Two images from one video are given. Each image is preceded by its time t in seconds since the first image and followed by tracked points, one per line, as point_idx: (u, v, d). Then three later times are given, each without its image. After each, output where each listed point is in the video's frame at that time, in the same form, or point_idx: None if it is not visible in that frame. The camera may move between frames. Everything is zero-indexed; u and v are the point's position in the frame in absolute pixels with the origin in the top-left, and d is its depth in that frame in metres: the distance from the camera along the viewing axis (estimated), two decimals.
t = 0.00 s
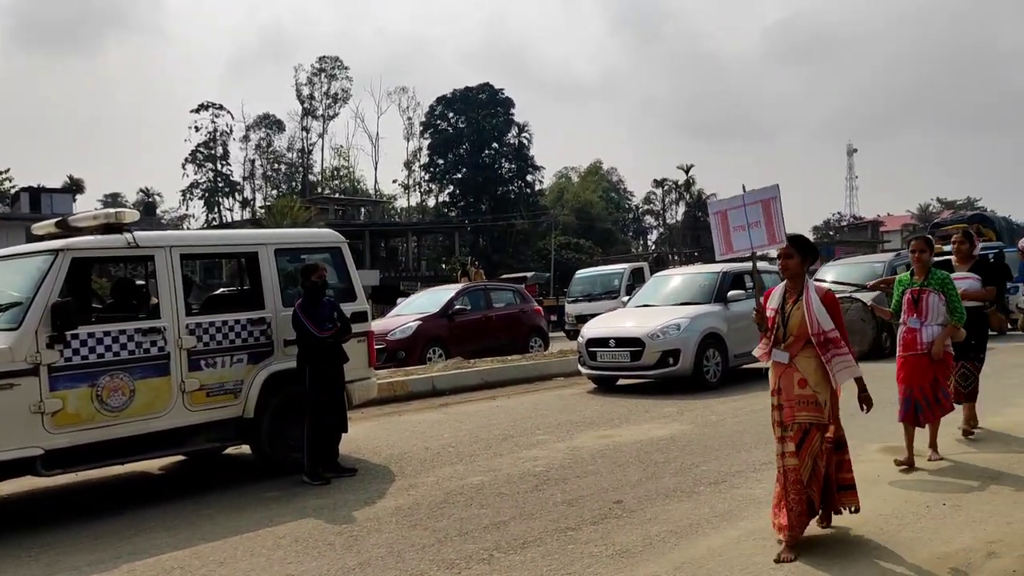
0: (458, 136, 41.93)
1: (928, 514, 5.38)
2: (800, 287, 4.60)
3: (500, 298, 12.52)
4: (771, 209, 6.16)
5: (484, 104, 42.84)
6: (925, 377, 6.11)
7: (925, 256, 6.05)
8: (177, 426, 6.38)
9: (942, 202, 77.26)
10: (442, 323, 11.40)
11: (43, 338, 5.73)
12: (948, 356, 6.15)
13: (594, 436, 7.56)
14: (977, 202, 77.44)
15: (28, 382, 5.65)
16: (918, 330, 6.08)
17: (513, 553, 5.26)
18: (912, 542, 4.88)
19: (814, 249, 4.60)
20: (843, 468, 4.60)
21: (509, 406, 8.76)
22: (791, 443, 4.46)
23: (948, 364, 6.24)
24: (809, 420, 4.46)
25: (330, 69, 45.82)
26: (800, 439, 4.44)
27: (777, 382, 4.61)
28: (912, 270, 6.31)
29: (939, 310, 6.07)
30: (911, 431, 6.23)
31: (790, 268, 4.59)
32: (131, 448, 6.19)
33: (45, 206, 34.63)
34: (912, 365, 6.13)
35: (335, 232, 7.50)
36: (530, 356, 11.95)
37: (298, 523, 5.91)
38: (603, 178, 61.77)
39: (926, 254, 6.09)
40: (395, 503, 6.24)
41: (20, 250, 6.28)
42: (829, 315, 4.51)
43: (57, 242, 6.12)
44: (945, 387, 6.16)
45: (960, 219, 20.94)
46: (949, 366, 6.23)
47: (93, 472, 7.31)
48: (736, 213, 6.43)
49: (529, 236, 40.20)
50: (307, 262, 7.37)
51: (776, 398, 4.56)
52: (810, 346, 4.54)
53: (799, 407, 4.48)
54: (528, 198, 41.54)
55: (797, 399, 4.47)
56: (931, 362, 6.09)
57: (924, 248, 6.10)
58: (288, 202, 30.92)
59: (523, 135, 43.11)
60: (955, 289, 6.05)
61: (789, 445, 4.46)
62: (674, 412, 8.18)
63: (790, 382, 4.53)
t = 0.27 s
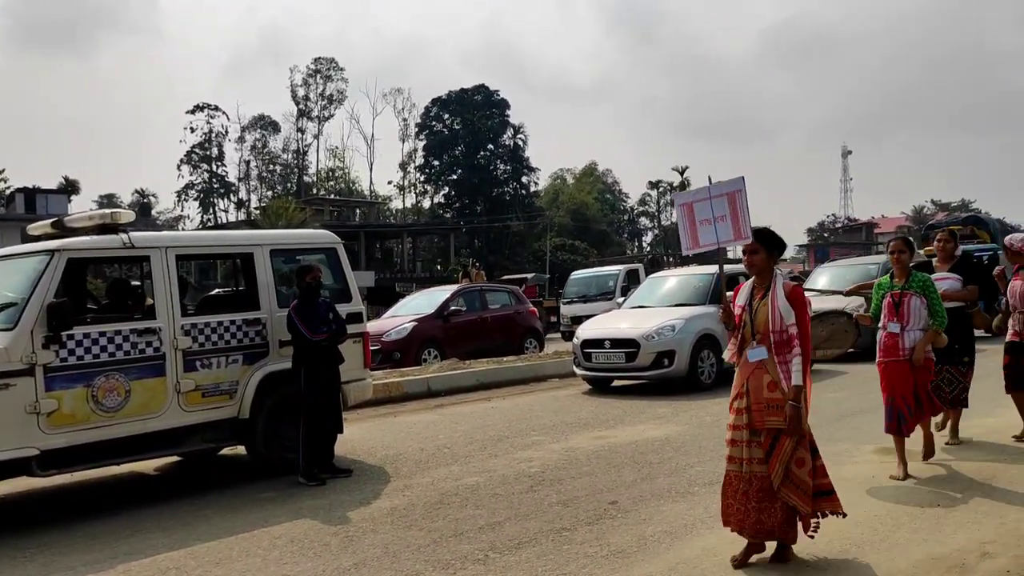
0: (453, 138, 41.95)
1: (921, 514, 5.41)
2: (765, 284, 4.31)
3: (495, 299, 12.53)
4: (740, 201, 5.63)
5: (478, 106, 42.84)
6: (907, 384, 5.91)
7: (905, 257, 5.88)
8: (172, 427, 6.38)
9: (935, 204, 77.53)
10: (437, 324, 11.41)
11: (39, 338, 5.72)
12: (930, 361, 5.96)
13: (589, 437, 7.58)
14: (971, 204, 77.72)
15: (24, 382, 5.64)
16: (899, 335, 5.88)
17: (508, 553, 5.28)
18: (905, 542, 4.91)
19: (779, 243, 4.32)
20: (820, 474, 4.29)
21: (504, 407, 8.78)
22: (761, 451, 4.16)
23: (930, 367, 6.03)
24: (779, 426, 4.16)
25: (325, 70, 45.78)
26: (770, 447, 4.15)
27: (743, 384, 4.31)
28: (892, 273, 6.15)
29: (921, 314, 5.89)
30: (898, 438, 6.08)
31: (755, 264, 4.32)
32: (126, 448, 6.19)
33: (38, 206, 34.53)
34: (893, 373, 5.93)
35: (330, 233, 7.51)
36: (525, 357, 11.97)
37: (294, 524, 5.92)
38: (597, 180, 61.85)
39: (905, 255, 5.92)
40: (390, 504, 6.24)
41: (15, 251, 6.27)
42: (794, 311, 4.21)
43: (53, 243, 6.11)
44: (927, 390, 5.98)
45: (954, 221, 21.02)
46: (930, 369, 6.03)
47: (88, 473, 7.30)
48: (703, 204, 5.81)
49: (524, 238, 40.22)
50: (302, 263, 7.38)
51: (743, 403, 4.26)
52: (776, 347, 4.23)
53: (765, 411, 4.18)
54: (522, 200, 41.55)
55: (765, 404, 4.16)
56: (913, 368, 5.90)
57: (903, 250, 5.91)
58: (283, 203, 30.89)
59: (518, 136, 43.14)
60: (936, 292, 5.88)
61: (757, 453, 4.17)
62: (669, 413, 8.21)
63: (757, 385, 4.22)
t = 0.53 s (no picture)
0: (449, 139, 41.93)
1: (916, 515, 5.41)
2: (723, 291, 4.08)
3: (490, 301, 12.52)
4: (689, 205, 5.51)
5: (475, 107, 42.83)
6: (885, 387, 5.63)
7: (888, 259, 5.63)
8: (167, 428, 6.36)
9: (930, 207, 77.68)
10: (433, 325, 11.40)
11: (33, 339, 5.70)
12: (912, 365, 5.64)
13: (585, 438, 7.58)
14: (966, 206, 77.95)
15: (18, 383, 5.62)
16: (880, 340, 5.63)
17: (504, 554, 5.27)
18: (901, 544, 4.91)
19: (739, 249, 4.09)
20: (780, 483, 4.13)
21: (499, 408, 8.77)
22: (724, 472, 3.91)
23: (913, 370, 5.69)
24: (741, 444, 3.94)
25: (321, 72, 45.72)
26: (733, 465, 3.93)
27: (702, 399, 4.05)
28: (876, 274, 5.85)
29: (904, 316, 5.60)
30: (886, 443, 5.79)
31: (713, 272, 4.07)
32: (120, 449, 6.17)
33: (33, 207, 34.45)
34: (872, 375, 5.69)
35: (326, 234, 7.50)
36: (521, 358, 11.97)
37: (289, 525, 5.91)
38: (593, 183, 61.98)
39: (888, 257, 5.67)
40: (385, 505, 6.23)
41: (10, 251, 6.25)
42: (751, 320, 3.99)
43: (47, 243, 6.09)
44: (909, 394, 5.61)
45: (950, 224, 21.08)
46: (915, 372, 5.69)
47: (82, 474, 7.28)
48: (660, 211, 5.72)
49: (520, 239, 40.21)
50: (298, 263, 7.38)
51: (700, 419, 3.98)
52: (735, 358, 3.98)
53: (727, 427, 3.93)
54: (518, 202, 41.54)
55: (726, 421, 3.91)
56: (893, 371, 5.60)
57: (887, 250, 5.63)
58: (278, 203, 30.84)
59: (515, 138, 43.16)
60: (921, 294, 5.61)
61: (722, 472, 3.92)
62: (665, 414, 8.21)
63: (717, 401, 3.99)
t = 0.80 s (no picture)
0: (446, 142, 41.95)
1: (913, 519, 5.43)
2: (684, 295, 3.72)
3: (488, 304, 12.53)
4: (644, 207, 5.12)
5: (472, 109, 42.85)
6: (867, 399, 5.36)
7: (870, 265, 5.45)
8: (164, 431, 6.36)
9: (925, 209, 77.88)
10: (429, 328, 11.40)
11: (30, 342, 5.69)
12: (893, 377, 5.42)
13: (582, 442, 7.59)
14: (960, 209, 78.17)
15: (15, 386, 5.61)
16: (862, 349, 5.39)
17: (502, 558, 5.28)
18: (898, 547, 4.92)
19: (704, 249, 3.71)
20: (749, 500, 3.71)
21: (497, 412, 8.77)
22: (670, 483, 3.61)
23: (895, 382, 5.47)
24: (691, 452, 3.60)
25: (318, 74, 45.72)
26: (677, 475, 3.58)
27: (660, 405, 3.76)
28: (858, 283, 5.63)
29: (887, 326, 5.38)
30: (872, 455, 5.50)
31: (673, 274, 3.71)
32: (117, 453, 6.17)
33: (30, 209, 34.39)
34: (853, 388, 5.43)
35: (323, 237, 7.51)
36: (518, 362, 11.98)
37: (286, 528, 5.90)
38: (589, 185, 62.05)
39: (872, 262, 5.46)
40: (383, 508, 6.24)
41: (7, 254, 6.24)
42: (714, 326, 3.64)
43: (45, 246, 6.08)
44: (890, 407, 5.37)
45: (945, 228, 21.14)
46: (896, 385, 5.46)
47: (79, 477, 7.27)
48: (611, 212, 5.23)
49: (516, 242, 40.22)
50: (296, 266, 7.38)
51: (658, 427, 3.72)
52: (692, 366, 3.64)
53: (677, 435, 3.64)
54: (515, 204, 41.58)
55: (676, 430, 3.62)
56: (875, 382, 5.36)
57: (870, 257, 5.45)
58: (275, 206, 30.82)
59: (511, 141, 43.20)
60: (904, 302, 5.40)
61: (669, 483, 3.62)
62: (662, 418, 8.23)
63: (671, 408, 3.68)
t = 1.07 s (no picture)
0: (443, 144, 41.94)
1: (909, 521, 5.43)
2: (642, 307, 3.52)
3: (484, 306, 12.53)
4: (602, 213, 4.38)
5: (468, 111, 42.84)
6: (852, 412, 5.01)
7: (848, 266, 5.10)
8: (160, 433, 6.34)
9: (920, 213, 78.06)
10: (426, 330, 11.39)
11: (26, 344, 5.67)
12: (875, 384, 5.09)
13: (579, 444, 7.59)
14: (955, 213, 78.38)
15: (10, 388, 5.59)
16: (841, 355, 5.06)
17: (499, 560, 5.27)
18: (894, 549, 4.91)
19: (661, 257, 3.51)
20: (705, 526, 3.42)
21: (493, 414, 8.77)
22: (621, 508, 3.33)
23: (878, 393, 5.16)
24: (646, 476, 3.32)
25: (315, 76, 45.68)
26: (631, 501, 3.31)
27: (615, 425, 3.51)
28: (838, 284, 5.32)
29: (866, 329, 5.05)
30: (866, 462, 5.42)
31: (630, 285, 3.50)
32: (112, 455, 6.15)
33: (25, 210, 34.31)
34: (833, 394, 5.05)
35: (319, 239, 7.49)
36: (515, 364, 11.97)
37: (282, 531, 5.89)
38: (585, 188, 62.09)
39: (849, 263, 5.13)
40: (379, 511, 6.22)
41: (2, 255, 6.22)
42: (675, 341, 3.42)
43: (40, 247, 6.05)
44: (874, 420, 5.07)
45: (942, 231, 21.17)
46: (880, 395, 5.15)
47: (74, 479, 7.25)
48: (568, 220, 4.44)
49: (513, 244, 40.22)
50: (292, 268, 7.37)
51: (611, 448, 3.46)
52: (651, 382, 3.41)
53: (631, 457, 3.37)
54: (511, 207, 41.58)
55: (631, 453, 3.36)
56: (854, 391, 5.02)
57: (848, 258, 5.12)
58: (271, 208, 30.78)
59: (507, 144, 43.19)
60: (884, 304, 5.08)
61: (620, 509, 3.34)
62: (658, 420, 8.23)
63: (626, 428, 3.43)
